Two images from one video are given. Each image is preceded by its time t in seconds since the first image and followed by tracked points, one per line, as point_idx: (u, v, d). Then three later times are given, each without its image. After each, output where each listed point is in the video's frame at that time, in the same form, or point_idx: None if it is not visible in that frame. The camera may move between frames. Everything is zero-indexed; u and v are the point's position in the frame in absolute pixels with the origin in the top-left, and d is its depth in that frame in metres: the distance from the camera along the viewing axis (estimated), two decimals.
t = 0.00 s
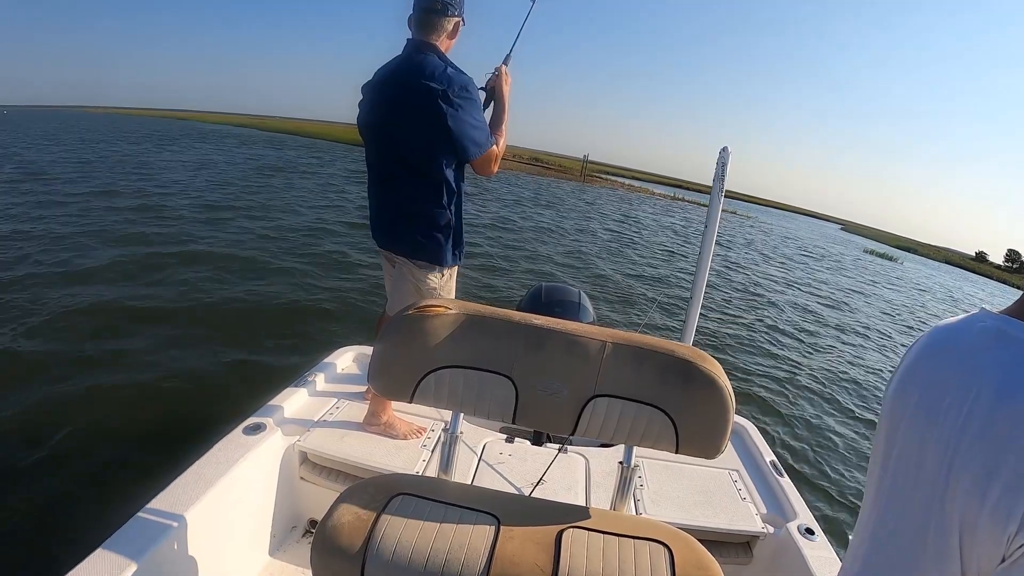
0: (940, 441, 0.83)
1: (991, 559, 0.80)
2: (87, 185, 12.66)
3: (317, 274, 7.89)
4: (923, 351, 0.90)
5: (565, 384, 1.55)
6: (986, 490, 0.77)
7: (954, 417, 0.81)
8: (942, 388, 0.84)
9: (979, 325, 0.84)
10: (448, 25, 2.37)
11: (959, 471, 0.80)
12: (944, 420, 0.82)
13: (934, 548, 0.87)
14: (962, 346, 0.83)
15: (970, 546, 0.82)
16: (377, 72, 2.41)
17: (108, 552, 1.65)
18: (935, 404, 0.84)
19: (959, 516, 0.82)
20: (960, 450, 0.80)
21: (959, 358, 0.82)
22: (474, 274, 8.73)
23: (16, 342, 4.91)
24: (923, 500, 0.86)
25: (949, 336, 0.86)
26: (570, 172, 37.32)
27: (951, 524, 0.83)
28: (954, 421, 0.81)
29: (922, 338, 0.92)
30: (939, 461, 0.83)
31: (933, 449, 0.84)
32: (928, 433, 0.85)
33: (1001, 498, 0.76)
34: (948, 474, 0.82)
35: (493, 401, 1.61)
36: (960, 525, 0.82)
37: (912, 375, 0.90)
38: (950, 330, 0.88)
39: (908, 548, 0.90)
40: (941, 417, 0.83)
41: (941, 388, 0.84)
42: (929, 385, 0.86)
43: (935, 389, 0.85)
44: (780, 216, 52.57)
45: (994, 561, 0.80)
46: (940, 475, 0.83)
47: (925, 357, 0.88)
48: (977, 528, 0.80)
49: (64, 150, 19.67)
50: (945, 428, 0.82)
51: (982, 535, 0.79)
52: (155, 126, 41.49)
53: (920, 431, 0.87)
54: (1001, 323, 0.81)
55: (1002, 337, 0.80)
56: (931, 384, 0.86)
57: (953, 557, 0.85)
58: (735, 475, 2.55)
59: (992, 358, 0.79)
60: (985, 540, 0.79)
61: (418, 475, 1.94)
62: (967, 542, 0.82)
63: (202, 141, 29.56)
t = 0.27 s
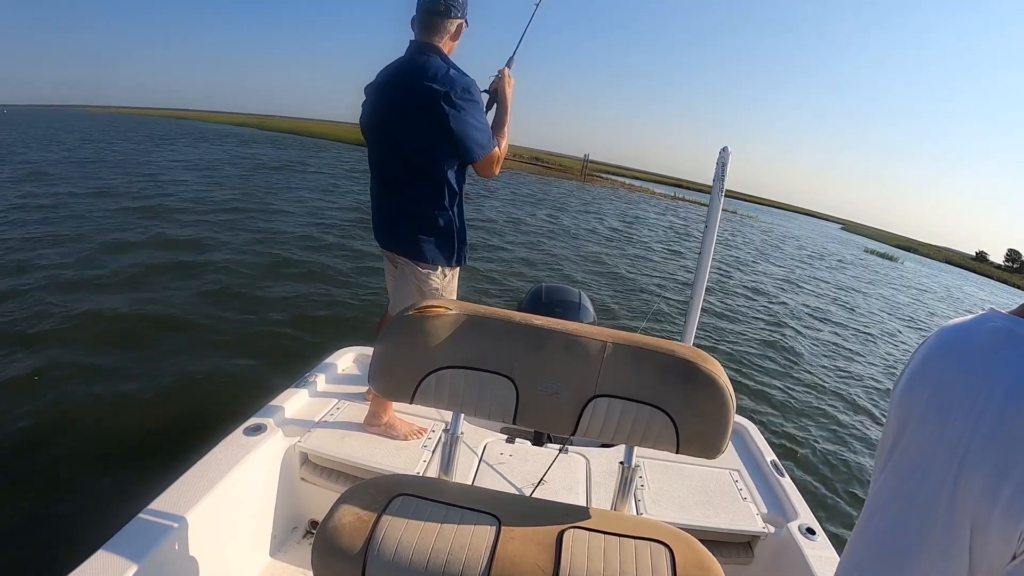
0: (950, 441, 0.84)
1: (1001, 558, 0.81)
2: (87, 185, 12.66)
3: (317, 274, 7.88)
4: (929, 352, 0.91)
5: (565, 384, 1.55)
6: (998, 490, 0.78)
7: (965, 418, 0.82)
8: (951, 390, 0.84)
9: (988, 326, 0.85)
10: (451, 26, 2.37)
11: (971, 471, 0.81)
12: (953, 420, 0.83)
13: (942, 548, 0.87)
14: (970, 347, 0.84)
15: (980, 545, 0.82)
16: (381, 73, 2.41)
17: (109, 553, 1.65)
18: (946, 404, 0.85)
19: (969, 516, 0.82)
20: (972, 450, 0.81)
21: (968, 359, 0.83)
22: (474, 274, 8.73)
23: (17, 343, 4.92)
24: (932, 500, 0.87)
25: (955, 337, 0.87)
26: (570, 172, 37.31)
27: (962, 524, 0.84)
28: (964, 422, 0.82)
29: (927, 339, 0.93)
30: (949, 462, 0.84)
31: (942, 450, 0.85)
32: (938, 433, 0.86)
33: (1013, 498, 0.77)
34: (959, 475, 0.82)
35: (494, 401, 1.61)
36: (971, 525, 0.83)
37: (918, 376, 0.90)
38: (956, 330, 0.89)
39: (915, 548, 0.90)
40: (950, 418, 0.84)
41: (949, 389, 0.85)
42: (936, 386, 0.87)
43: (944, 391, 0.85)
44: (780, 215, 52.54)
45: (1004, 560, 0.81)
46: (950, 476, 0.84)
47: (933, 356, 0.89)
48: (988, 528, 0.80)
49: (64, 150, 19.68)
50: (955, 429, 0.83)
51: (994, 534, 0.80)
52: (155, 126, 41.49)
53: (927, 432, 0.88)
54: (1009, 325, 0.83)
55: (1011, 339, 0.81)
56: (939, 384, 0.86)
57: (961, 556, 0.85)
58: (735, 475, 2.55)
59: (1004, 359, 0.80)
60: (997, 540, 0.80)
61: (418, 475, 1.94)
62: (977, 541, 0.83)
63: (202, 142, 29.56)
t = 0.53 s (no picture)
0: (954, 441, 0.84)
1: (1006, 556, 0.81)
2: (87, 185, 12.66)
3: (316, 274, 7.88)
4: (931, 352, 0.91)
5: (565, 384, 1.55)
6: (1002, 488, 0.79)
7: (969, 417, 0.82)
8: (955, 389, 0.84)
9: (993, 324, 0.85)
10: (452, 26, 2.37)
11: (975, 470, 0.81)
12: (957, 420, 0.83)
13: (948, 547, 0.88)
14: (974, 346, 0.84)
15: (987, 543, 0.83)
16: (382, 73, 2.41)
17: (108, 554, 1.65)
18: (950, 404, 0.85)
19: (975, 515, 0.83)
20: (977, 450, 0.81)
21: (972, 359, 0.83)
22: (473, 274, 8.73)
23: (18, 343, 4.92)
24: (938, 500, 0.87)
25: (959, 336, 0.87)
26: (570, 172, 37.31)
27: (967, 523, 0.84)
28: (969, 422, 0.82)
29: (931, 339, 0.92)
30: (953, 461, 0.84)
31: (947, 449, 0.85)
32: (941, 433, 0.86)
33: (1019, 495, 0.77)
34: (964, 473, 0.83)
35: (494, 402, 1.61)
36: (977, 524, 0.83)
37: (921, 376, 0.90)
38: (960, 329, 0.89)
39: (922, 548, 0.90)
40: (953, 418, 0.84)
41: (954, 389, 0.84)
42: (940, 385, 0.87)
43: (948, 390, 0.85)
44: (780, 215, 52.52)
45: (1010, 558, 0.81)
46: (954, 475, 0.84)
47: (937, 355, 0.89)
48: (994, 527, 0.81)
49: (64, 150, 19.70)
50: (959, 429, 0.83)
51: (998, 533, 0.80)
52: (154, 125, 41.49)
53: (931, 432, 0.88)
54: (1014, 323, 0.83)
55: (1016, 337, 0.81)
56: (941, 385, 0.86)
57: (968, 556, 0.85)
58: (735, 475, 2.55)
59: (1007, 358, 0.80)
60: (1002, 538, 0.80)
61: (419, 475, 1.94)
62: (982, 541, 0.83)
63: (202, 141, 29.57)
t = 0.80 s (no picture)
0: (954, 440, 0.84)
1: (1007, 554, 0.81)
2: (86, 185, 12.66)
3: (316, 274, 7.88)
4: (932, 351, 0.91)
5: (565, 384, 1.55)
6: (1003, 486, 0.79)
7: (969, 417, 0.82)
8: (955, 388, 0.84)
9: (995, 324, 0.85)
10: (453, 26, 2.37)
11: (976, 469, 0.81)
12: (957, 419, 0.83)
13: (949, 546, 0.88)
14: (975, 346, 0.84)
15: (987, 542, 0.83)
16: (383, 73, 2.41)
17: (108, 554, 1.65)
18: (951, 403, 0.85)
19: (976, 515, 0.83)
20: (976, 449, 0.81)
21: (974, 358, 0.83)
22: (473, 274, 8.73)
23: (18, 342, 4.92)
24: (939, 500, 0.87)
25: (960, 336, 0.87)
26: (570, 172, 37.31)
27: (968, 522, 0.84)
28: (969, 422, 0.82)
29: (932, 338, 0.92)
30: (953, 460, 0.84)
31: (947, 449, 0.85)
32: (941, 433, 0.86)
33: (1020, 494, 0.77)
34: (965, 472, 0.83)
35: (494, 401, 1.61)
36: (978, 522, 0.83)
37: (922, 376, 0.90)
38: (961, 329, 0.88)
39: (924, 547, 0.90)
40: (954, 417, 0.84)
41: (955, 388, 0.84)
42: (941, 385, 0.87)
43: (948, 390, 0.85)
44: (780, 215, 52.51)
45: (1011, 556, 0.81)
46: (955, 475, 0.84)
47: (939, 355, 0.89)
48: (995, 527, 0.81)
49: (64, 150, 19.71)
50: (959, 428, 0.83)
51: (1001, 531, 0.80)
52: (154, 125, 41.52)
53: (932, 431, 0.88)
54: (1017, 322, 0.83)
55: (1017, 336, 0.81)
56: (942, 384, 0.86)
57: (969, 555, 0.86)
58: (735, 474, 2.55)
59: (1009, 357, 0.80)
60: (1003, 536, 0.81)
61: (419, 474, 1.94)
62: (983, 540, 0.84)
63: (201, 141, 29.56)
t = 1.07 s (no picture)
0: (951, 439, 0.84)
1: (1002, 552, 0.82)
2: (85, 185, 12.65)
3: (316, 274, 7.88)
4: (928, 350, 0.90)
5: (566, 383, 1.55)
6: (999, 485, 0.79)
7: (965, 417, 0.82)
8: (952, 389, 0.84)
9: (990, 323, 0.85)
10: (453, 26, 2.37)
11: (971, 469, 0.82)
12: (952, 418, 0.84)
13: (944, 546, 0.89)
14: (972, 345, 0.84)
15: (982, 540, 0.84)
16: (382, 72, 2.41)
17: (108, 554, 1.65)
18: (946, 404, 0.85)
19: (972, 514, 0.83)
20: (973, 449, 0.81)
21: (969, 358, 0.83)
22: (473, 274, 8.73)
23: (17, 343, 4.91)
24: (935, 499, 0.87)
25: (956, 335, 0.87)
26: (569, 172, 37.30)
27: (963, 522, 0.85)
28: (965, 422, 0.82)
29: (928, 337, 0.92)
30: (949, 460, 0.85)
31: (943, 449, 0.85)
32: (938, 433, 0.86)
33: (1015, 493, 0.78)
34: (961, 473, 0.83)
35: (494, 401, 1.61)
36: (974, 522, 0.83)
37: (917, 376, 0.90)
38: (957, 328, 0.88)
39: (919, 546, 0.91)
40: (950, 417, 0.84)
41: (951, 388, 0.84)
42: (936, 385, 0.87)
43: (945, 389, 0.85)
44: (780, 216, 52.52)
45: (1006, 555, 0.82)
46: (952, 475, 0.84)
47: (933, 354, 0.89)
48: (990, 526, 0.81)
49: (63, 150, 19.70)
50: (956, 428, 0.83)
51: (996, 530, 0.81)
52: (154, 125, 41.60)
53: (928, 431, 0.88)
54: (1012, 321, 0.83)
55: (1012, 336, 0.81)
56: (937, 383, 0.86)
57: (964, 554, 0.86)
58: (736, 474, 2.55)
59: (1005, 357, 0.80)
60: (999, 535, 0.81)
61: (419, 473, 1.94)
62: (977, 539, 0.84)
63: (200, 141, 29.56)
